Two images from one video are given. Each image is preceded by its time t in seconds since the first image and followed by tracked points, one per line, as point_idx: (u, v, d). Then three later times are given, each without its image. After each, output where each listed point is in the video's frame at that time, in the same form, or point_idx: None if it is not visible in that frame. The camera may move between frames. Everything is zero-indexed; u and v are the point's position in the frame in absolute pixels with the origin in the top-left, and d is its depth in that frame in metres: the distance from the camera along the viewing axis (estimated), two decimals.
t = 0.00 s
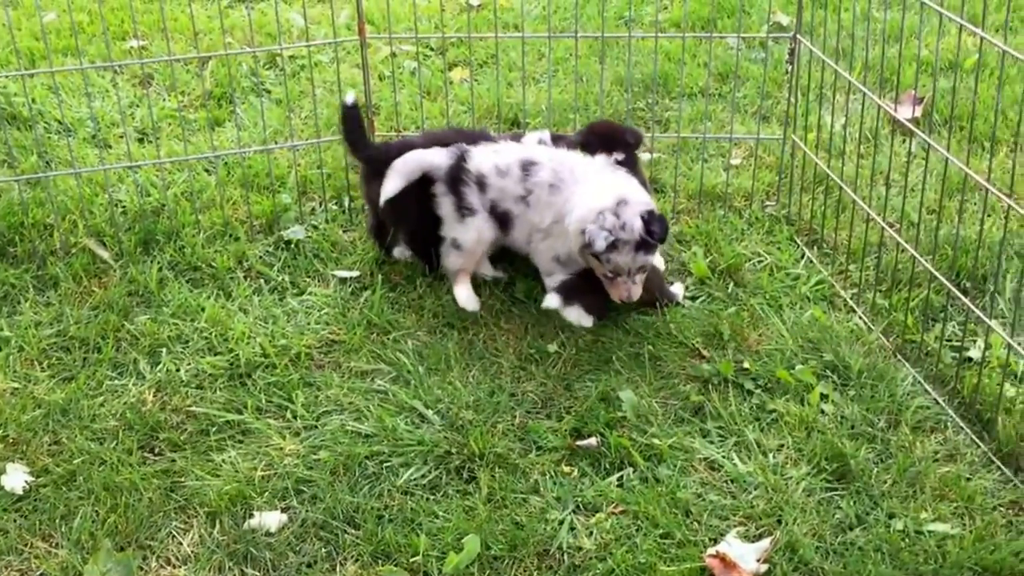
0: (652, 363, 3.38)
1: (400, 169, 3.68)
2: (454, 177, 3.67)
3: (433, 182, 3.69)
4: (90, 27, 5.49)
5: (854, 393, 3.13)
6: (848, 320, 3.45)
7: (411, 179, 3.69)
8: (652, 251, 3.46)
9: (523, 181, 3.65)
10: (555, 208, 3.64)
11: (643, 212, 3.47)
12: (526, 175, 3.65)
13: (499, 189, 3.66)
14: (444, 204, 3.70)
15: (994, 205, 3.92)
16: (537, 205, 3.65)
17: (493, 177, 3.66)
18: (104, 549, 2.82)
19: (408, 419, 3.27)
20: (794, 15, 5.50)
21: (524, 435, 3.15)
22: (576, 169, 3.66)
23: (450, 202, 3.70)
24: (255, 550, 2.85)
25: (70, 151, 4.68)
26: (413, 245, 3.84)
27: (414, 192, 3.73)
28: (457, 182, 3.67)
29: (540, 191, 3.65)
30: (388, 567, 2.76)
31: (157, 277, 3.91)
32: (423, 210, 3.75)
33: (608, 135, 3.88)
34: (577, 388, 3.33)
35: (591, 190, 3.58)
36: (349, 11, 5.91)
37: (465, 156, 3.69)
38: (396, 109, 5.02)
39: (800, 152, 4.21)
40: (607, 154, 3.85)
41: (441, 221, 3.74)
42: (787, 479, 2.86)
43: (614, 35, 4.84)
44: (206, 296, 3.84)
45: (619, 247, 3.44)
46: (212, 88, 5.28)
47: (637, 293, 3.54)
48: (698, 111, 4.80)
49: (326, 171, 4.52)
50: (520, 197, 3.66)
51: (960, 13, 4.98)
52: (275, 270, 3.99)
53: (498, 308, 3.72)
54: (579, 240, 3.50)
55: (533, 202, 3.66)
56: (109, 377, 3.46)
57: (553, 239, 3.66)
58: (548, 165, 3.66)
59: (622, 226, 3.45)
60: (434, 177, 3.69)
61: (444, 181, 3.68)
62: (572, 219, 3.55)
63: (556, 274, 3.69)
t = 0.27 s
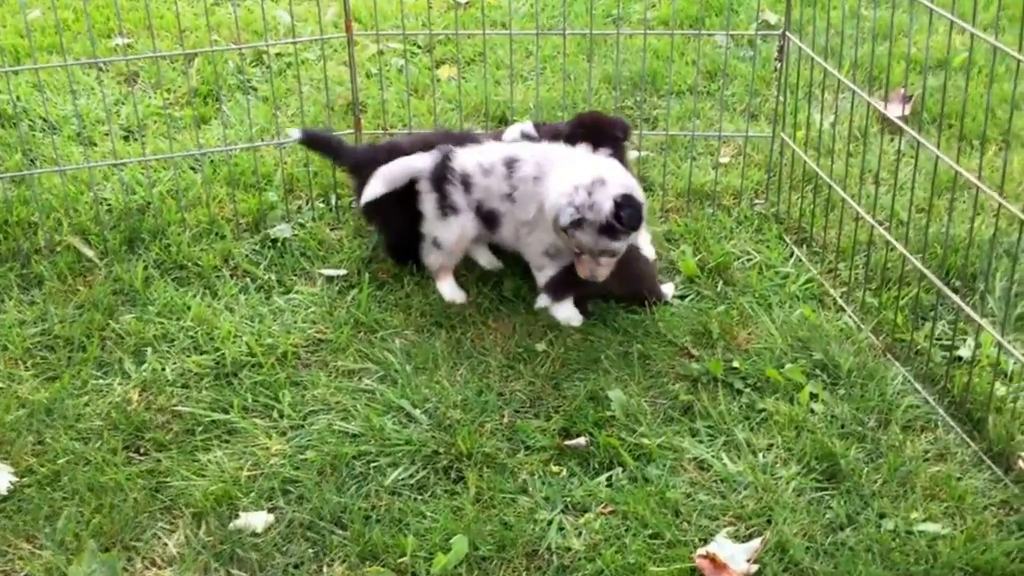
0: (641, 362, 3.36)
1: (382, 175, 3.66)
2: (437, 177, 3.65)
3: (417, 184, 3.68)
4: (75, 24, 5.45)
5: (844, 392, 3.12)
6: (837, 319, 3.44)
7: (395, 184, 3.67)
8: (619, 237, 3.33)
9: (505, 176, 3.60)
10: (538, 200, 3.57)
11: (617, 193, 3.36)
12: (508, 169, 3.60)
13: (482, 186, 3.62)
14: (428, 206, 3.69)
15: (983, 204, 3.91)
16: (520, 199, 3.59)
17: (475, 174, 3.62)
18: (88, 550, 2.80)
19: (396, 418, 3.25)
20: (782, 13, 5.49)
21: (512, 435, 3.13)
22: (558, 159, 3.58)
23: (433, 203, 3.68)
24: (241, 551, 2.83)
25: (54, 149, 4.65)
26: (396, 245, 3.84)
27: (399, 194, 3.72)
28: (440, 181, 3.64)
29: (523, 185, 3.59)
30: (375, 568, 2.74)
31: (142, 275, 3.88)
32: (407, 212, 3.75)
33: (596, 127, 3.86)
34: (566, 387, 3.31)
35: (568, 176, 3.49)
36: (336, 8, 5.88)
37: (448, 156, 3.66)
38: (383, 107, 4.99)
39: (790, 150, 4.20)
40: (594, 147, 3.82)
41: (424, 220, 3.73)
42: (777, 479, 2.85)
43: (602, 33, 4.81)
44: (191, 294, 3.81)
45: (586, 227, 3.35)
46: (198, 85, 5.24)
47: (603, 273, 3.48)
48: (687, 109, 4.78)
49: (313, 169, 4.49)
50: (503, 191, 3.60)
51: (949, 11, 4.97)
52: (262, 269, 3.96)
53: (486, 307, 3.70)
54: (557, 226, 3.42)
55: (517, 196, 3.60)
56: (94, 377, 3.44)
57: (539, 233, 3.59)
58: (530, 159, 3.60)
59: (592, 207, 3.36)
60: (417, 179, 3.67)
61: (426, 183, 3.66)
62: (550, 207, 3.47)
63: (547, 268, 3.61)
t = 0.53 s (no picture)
0: (633, 361, 3.30)
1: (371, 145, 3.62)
2: (412, 165, 3.60)
3: (396, 167, 3.63)
4: (47, 18, 5.33)
5: (841, 391, 3.07)
6: (832, 316, 3.39)
7: (380, 158, 3.63)
8: (604, 233, 3.28)
9: (479, 167, 3.52)
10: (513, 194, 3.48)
11: (596, 189, 3.28)
12: (482, 160, 3.52)
13: (455, 177, 3.55)
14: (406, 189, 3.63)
15: (976, 199, 3.86)
16: (493, 191, 3.51)
17: (449, 163, 3.56)
18: (67, 561, 2.71)
19: (384, 420, 3.17)
20: (769, 6, 5.42)
21: (504, 437, 3.06)
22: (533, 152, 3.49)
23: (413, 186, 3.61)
24: (226, 559, 2.75)
25: (27, 145, 4.53)
26: (373, 227, 3.75)
27: (384, 171, 3.66)
28: (415, 169, 3.59)
29: (497, 176, 3.50)
30: None
31: (120, 275, 3.78)
32: (389, 193, 3.68)
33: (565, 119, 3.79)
34: (558, 388, 3.24)
35: (544, 169, 3.40)
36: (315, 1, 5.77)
37: (425, 143, 3.61)
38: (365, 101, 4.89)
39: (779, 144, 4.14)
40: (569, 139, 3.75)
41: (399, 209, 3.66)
42: (776, 480, 2.79)
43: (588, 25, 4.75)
44: (171, 294, 3.72)
45: (570, 225, 3.28)
46: (174, 80, 5.13)
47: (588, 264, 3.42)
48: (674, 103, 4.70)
49: (294, 164, 4.40)
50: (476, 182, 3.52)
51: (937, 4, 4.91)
52: (243, 267, 3.87)
53: (473, 305, 3.63)
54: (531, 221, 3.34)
55: (490, 188, 3.51)
56: (71, 379, 3.34)
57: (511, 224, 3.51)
58: (505, 150, 3.52)
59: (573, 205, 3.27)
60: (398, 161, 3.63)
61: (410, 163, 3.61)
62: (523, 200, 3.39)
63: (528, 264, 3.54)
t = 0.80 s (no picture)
0: (627, 360, 3.18)
1: (347, 140, 3.46)
2: (401, 158, 3.43)
3: (380, 160, 3.46)
4: None
5: (844, 390, 2.96)
6: (829, 310, 3.29)
7: (360, 152, 3.47)
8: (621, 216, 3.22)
9: (472, 159, 3.36)
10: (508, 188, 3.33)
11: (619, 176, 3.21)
12: (475, 152, 3.36)
13: (446, 170, 3.38)
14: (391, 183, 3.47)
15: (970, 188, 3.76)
16: (488, 185, 3.34)
17: (439, 156, 3.39)
18: None
19: (368, 427, 3.03)
20: None
21: (496, 443, 2.93)
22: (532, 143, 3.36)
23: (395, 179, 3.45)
24: None
25: None
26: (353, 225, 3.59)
27: (356, 167, 3.49)
28: (403, 162, 3.43)
29: (490, 169, 3.35)
30: None
31: (83, 276, 3.60)
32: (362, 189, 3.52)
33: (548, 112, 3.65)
34: (549, 390, 3.11)
35: (548, 159, 3.27)
36: None
37: (413, 135, 3.45)
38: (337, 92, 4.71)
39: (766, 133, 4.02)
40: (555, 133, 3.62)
41: (387, 204, 3.50)
42: (782, 485, 2.69)
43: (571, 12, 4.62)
44: (138, 296, 3.55)
45: (606, 208, 3.15)
46: (135, 71, 4.93)
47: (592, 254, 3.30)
48: (656, 91, 4.55)
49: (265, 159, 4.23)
50: (470, 175, 3.36)
51: None
52: (214, 266, 3.70)
53: (457, 304, 3.49)
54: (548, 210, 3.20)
55: (484, 182, 3.35)
56: (34, 389, 3.17)
57: (507, 219, 3.35)
58: (497, 143, 3.36)
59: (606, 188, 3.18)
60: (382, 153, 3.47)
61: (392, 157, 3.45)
62: (530, 191, 3.25)
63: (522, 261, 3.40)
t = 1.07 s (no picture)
0: (618, 367, 3.00)
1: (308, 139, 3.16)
2: (373, 157, 3.17)
3: (349, 164, 3.19)
4: None
5: (848, 393, 2.82)
6: (826, 310, 3.15)
7: (323, 152, 3.18)
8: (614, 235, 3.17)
9: (453, 153, 3.18)
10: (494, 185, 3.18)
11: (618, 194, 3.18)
12: (457, 146, 3.19)
13: (426, 166, 3.18)
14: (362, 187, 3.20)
15: (962, 180, 3.63)
16: (473, 181, 3.18)
17: (417, 151, 3.18)
18: None
19: (346, 445, 2.83)
20: None
21: (485, 459, 2.75)
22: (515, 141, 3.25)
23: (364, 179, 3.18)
24: None
25: None
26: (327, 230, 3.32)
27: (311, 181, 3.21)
28: (376, 161, 3.17)
29: (473, 164, 3.19)
30: None
31: (30, 289, 3.35)
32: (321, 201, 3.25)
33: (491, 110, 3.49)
34: (538, 401, 2.93)
35: (542, 165, 3.16)
36: None
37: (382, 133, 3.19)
38: (296, 87, 4.48)
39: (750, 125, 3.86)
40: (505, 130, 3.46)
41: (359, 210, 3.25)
42: (793, 497, 2.53)
43: None
44: (90, 308, 3.31)
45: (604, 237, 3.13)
46: (80, 68, 4.67)
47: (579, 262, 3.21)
48: (631, 85, 4.36)
49: (223, 161, 4.00)
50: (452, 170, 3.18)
51: None
52: (172, 275, 3.47)
53: (434, 312, 3.29)
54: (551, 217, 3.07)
55: (469, 177, 3.19)
56: None
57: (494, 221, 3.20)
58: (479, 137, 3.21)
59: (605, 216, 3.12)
60: (349, 156, 3.19)
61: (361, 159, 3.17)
62: (529, 195, 3.11)
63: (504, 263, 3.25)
